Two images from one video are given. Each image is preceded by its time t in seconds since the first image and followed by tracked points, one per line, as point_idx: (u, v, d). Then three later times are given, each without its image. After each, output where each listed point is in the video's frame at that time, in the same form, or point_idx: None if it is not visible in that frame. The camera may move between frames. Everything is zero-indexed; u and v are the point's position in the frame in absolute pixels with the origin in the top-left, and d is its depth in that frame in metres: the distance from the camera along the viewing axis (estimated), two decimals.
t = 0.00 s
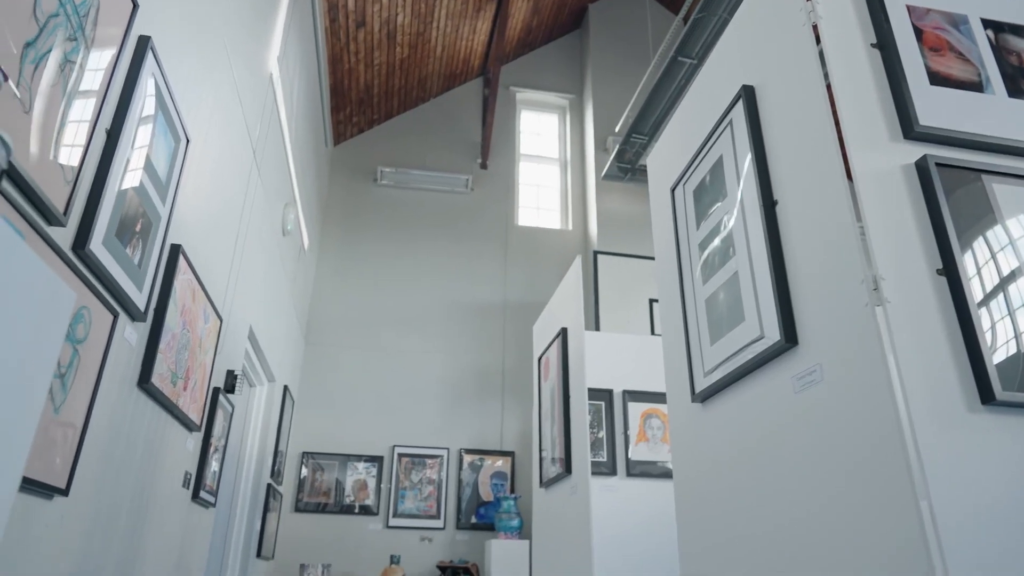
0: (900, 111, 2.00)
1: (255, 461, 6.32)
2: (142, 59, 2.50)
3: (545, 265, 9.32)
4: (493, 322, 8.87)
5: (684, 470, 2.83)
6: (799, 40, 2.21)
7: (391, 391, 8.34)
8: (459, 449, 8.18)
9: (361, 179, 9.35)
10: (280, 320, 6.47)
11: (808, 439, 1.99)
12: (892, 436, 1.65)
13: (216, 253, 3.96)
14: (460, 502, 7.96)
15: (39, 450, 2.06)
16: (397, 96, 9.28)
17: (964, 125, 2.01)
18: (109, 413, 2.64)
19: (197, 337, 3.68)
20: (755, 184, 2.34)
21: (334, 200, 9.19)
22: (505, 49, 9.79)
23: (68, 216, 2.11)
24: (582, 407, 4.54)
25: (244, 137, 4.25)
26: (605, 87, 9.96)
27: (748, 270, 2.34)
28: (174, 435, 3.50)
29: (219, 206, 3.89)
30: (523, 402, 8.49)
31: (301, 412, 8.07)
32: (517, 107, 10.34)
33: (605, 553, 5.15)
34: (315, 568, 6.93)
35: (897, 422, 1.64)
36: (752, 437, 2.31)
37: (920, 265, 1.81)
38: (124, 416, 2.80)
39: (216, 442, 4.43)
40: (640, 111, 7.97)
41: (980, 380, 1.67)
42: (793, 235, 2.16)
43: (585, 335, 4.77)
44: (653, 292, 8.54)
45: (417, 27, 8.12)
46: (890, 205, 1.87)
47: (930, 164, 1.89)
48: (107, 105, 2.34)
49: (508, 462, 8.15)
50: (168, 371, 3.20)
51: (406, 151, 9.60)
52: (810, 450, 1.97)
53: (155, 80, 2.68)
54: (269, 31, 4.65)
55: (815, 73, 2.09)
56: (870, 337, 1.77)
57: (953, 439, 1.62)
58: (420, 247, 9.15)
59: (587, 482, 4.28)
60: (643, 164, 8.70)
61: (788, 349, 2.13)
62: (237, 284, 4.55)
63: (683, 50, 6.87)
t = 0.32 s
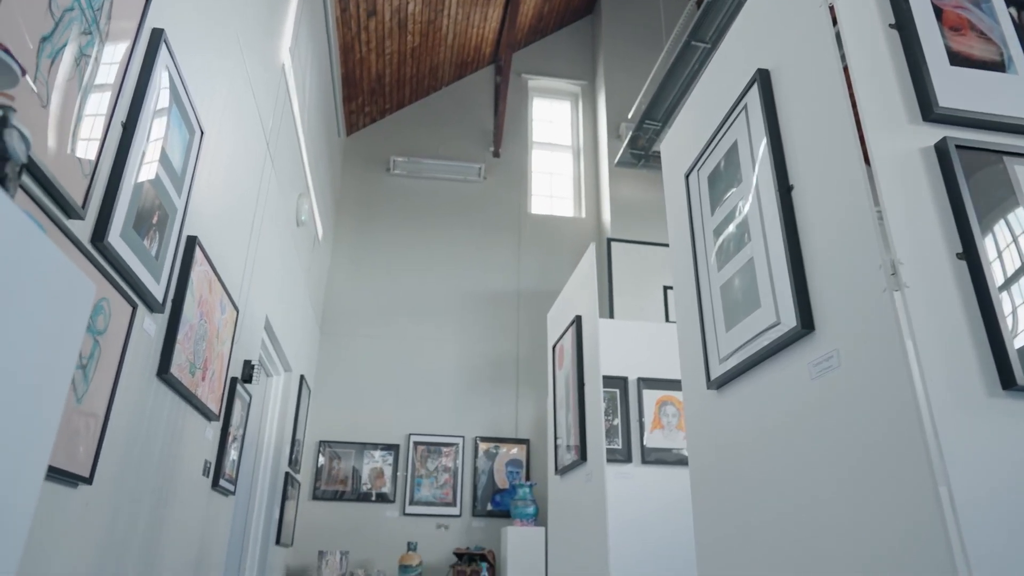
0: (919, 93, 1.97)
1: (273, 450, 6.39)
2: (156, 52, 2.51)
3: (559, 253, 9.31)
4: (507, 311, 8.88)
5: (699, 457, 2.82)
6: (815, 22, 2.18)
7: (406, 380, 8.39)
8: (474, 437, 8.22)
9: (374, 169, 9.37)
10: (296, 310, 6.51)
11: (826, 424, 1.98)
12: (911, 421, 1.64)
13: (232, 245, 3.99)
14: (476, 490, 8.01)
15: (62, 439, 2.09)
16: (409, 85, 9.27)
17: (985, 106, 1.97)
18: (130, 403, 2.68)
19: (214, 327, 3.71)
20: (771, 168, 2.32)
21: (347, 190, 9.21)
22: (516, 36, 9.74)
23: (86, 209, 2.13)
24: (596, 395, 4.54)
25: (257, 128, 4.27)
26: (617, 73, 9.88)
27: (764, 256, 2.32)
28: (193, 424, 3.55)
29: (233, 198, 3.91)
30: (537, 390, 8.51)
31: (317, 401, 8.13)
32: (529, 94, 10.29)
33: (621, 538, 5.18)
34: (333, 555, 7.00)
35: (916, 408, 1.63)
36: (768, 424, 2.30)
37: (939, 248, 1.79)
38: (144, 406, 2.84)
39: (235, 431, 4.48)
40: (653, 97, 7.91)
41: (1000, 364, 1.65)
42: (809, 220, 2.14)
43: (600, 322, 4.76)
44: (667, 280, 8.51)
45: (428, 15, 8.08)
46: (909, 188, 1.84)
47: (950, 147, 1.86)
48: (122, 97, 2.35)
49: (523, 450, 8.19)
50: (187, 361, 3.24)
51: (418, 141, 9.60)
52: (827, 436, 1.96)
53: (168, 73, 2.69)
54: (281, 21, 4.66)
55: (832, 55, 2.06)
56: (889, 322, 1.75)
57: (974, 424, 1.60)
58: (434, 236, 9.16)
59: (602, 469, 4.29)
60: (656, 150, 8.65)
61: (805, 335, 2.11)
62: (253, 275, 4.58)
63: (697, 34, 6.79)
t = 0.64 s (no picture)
0: (938, 74, 1.93)
1: (291, 439, 6.46)
2: (170, 44, 2.53)
3: (572, 241, 9.28)
4: (521, 299, 8.89)
5: (716, 443, 2.82)
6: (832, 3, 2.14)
7: (421, 369, 8.43)
8: (490, 426, 8.26)
9: (387, 159, 9.38)
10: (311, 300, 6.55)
11: (843, 411, 1.97)
12: (930, 407, 1.63)
13: (247, 236, 4.02)
14: (492, 477, 8.05)
15: (86, 430, 2.13)
16: (421, 73, 9.25)
17: (1007, 87, 1.93)
18: (150, 393, 2.72)
19: (231, 318, 3.75)
20: (787, 153, 2.29)
21: (361, 180, 9.23)
22: (528, 23, 9.69)
23: (104, 202, 2.16)
24: (611, 382, 4.54)
25: (271, 119, 4.29)
26: (630, 59, 9.81)
27: (781, 242, 2.30)
28: (212, 414, 3.59)
29: (248, 190, 3.94)
30: (552, 378, 8.52)
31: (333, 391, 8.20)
32: (541, 81, 10.25)
33: (638, 525, 5.17)
34: (351, 542, 7.10)
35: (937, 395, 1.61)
36: (785, 410, 2.29)
37: (960, 233, 1.76)
38: (164, 397, 2.87)
39: (253, 420, 4.53)
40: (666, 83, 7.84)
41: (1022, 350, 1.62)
42: (826, 205, 2.12)
43: (614, 309, 4.75)
44: (682, 267, 8.47)
45: (440, 4, 8.04)
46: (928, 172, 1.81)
47: (971, 129, 1.82)
48: (137, 91, 2.37)
49: (538, 437, 8.21)
50: (205, 352, 3.27)
51: (431, 130, 9.59)
52: (845, 423, 1.95)
53: (182, 66, 2.70)
54: (292, 11, 4.66)
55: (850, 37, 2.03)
56: (908, 308, 1.74)
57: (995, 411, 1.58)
58: (447, 226, 9.17)
59: (617, 456, 4.29)
60: (670, 136, 8.58)
61: (822, 321, 2.10)
62: (269, 265, 4.62)
63: (711, 19, 6.71)
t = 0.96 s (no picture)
0: (959, 55, 1.90)
1: (308, 428, 6.52)
2: (183, 36, 2.54)
3: (586, 229, 9.25)
4: (535, 288, 8.89)
5: (731, 430, 2.82)
6: None
7: (436, 358, 8.47)
8: (505, 414, 8.29)
9: (399, 148, 9.39)
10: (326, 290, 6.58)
11: (860, 397, 1.96)
12: (950, 392, 1.61)
13: (262, 227, 4.04)
14: (507, 465, 8.08)
15: (108, 419, 2.16)
16: (432, 62, 9.23)
17: None
18: (169, 384, 2.75)
19: (248, 308, 3.78)
20: (803, 137, 2.27)
21: (374, 170, 9.25)
22: (540, 10, 9.63)
23: (121, 194, 2.18)
24: (626, 370, 4.53)
25: (284, 110, 4.30)
26: (643, 45, 9.72)
27: (797, 227, 2.28)
28: (230, 403, 3.63)
29: (263, 181, 3.95)
30: (567, 366, 8.53)
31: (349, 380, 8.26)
32: (553, 69, 10.20)
33: (653, 512, 5.15)
34: (368, 529, 7.18)
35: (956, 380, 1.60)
36: (801, 396, 2.28)
37: (981, 216, 1.73)
38: (183, 387, 2.91)
39: (270, 410, 4.58)
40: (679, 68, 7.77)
41: None
42: (844, 189, 2.10)
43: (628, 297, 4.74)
44: (697, 254, 8.42)
45: None
46: (948, 154, 1.79)
47: (992, 110, 1.79)
48: (152, 83, 2.38)
49: (553, 425, 8.23)
50: (222, 342, 3.30)
51: (443, 119, 9.58)
52: (862, 409, 1.94)
53: (196, 57, 2.72)
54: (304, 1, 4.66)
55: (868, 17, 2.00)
56: (927, 292, 1.72)
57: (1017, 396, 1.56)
58: (460, 215, 9.16)
59: (632, 443, 4.29)
60: (684, 122, 8.51)
61: (839, 307, 2.08)
62: (284, 255, 4.65)
63: (725, 2, 6.62)
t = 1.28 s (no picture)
0: (981, 35, 1.86)
1: (324, 417, 6.58)
2: (196, 27, 2.55)
3: (599, 216, 9.22)
4: (549, 276, 8.88)
5: (747, 417, 2.81)
6: None
7: (451, 347, 8.50)
8: (519, 402, 8.31)
9: (412, 137, 9.39)
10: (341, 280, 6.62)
11: (878, 384, 1.94)
12: (969, 378, 1.60)
13: (277, 217, 4.06)
14: (522, 453, 8.11)
15: (128, 409, 2.19)
16: (444, 50, 9.20)
17: None
18: (188, 374, 2.78)
19: (263, 298, 3.82)
20: (820, 121, 2.24)
21: (387, 160, 9.26)
22: None
23: (138, 186, 2.19)
24: (641, 358, 4.52)
25: (297, 101, 4.31)
26: (656, 30, 9.64)
27: (813, 212, 2.26)
28: (248, 392, 3.68)
29: (276, 172, 3.97)
30: (581, 354, 8.52)
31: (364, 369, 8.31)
32: (565, 55, 10.15)
33: (667, 501, 5.15)
34: (385, 517, 7.27)
35: (977, 367, 1.58)
36: (818, 383, 2.27)
37: (1003, 200, 1.71)
38: (202, 377, 2.94)
39: (287, 398, 4.62)
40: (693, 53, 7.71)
41: None
42: (862, 174, 2.07)
43: (643, 284, 4.72)
44: (712, 240, 8.36)
45: None
46: (970, 136, 1.76)
47: (1015, 91, 1.76)
48: (167, 75, 2.39)
49: (568, 413, 8.24)
50: (239, 332, 3.34)
51: (455, 107, 9.56)
52: (879, 396, 1.93)
53: (209, 49, 2.72)
54: None
55: None
56: (947, 278, 1.70)
57: None
58: (473, 204, 9.16)
59: (647, 430, 4.28)
60: (698, 107, 8.44)
61: (857, 292, 2.06)
62: (298, 245, 4.68)
63: None
